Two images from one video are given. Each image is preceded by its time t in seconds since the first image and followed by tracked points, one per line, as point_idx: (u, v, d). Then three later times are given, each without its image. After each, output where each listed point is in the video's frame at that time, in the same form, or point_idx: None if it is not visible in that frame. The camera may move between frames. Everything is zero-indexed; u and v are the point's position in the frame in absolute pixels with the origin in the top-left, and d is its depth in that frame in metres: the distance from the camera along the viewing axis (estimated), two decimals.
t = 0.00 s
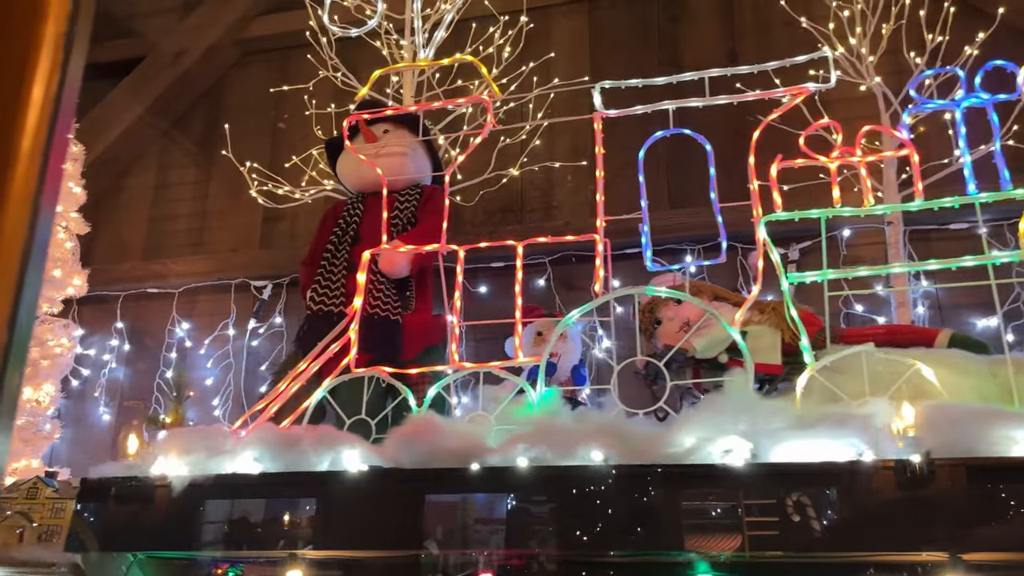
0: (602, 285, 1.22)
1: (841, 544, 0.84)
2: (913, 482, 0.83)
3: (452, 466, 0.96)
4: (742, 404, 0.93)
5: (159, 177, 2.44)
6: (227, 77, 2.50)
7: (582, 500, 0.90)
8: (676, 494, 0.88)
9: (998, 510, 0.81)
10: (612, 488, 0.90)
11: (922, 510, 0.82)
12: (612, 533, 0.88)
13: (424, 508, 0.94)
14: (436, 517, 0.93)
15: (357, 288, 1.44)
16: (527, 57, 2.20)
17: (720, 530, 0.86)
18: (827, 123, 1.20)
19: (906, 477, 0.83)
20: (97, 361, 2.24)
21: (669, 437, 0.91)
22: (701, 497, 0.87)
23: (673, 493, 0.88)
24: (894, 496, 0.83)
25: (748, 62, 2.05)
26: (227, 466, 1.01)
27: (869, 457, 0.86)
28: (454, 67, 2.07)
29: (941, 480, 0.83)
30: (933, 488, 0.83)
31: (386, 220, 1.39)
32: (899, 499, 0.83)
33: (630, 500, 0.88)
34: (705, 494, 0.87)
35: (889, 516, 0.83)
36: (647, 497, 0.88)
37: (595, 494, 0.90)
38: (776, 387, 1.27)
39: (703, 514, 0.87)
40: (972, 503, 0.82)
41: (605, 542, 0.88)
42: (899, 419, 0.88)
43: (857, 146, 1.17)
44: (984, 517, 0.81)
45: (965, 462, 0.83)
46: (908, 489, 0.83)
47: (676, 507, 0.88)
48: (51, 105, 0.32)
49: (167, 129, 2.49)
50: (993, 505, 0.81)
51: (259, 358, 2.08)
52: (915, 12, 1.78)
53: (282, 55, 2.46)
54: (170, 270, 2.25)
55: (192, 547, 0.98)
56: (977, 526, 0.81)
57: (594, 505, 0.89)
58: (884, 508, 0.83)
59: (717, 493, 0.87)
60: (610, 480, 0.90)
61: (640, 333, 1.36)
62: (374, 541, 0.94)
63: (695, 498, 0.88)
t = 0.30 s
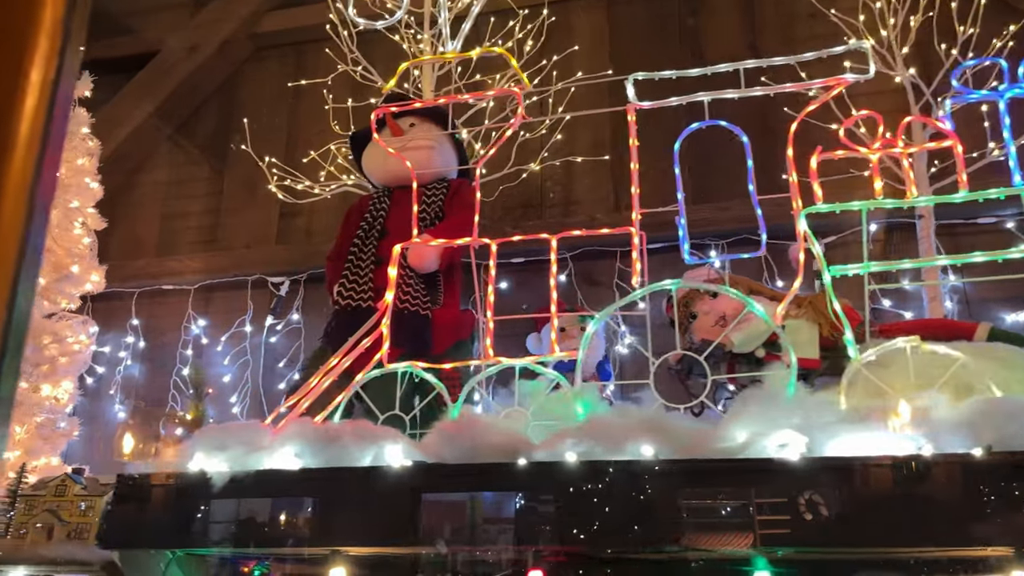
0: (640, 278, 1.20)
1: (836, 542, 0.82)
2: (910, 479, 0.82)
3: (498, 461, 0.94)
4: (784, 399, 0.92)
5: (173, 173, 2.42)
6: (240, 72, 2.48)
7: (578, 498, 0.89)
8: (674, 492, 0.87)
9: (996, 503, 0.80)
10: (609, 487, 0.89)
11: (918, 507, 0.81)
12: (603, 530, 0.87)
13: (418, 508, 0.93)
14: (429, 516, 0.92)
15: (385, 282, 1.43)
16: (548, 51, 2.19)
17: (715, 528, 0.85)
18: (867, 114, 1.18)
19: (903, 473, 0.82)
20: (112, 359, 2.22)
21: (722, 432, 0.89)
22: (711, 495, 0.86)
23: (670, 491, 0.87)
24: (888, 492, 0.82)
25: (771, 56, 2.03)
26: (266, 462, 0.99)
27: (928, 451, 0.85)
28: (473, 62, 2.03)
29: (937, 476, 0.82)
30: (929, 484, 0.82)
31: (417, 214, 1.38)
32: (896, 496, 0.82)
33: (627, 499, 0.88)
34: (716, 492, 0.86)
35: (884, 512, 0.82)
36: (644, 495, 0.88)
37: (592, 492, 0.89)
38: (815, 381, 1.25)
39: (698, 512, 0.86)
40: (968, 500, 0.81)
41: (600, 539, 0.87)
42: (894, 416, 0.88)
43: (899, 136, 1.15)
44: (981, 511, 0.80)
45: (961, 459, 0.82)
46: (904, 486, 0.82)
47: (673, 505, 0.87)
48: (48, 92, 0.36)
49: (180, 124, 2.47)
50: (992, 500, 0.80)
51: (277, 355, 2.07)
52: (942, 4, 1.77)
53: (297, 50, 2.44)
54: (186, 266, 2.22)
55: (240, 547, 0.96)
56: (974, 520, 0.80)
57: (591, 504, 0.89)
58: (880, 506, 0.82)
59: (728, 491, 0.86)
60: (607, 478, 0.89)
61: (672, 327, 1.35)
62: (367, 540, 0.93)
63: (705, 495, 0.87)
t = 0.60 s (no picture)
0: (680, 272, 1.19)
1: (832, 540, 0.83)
2: (906, 477, 0.82)
3: (549, 456, 0.92)
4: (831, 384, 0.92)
5: (188, 169, 2.40)
6: (255, 67, 2.46)
7: (575, 497, 0.89)
8: (669, 489, 0.88)
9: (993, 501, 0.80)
10: (605, 484, 0.89)
11: (913, 504, 0.82)
12: (597, 526, 0.88)
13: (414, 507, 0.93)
14: (424, 515, 0.92)
15: (415, 277, 1.41)
16: (569, 45, 2.17)
17: (710, 527, 0.86)
18: (911, 104, 1.16)
19: (899, 471, 0.83)
20: (128, 355, 2.20)
21: (779, 425, 0.88)
22: (720, 493, 0.87)
23: (666, 488, 0.88)
24: (882, 491, 0.83)
25: (794, 50, 2.02)
26: (311, 457, 0.98)
27: (991, 445, 0.84)
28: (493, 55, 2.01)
29: (932, 473, 0.82)
30: (924, 482, 0.82)
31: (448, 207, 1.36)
32: (891, 492, 0.83)
33: (625, 497, 0.88)
34: (723, 491, 0.86)
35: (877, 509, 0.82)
36: (639, 494, 0.88)
37: (589, 490, 0.89)
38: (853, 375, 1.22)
39: (692, 508, 0.87)
40: (964, 498, 0.81)
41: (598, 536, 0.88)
42: (890, 412, 0.89)
43: (943, 128, 1.14)
44: (977, 508, 0.80)
45: (955, 457, 0.82)
46: (898, 485, 0.83)
47: (670, 503, 0.87)
48: (47, 82, 0.42)
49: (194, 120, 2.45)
50: (988, 497, 0.80)
51: (296, 351, 2.05)
52: None
53: (312, 44, 2.42)
54: (202, 262, 2.20)
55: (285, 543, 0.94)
56: (973, 518, 0.80)
57: (587, 502, 0.89)
58: (873, 503, 0.83)
59: (736, 490, 0.86)
60: (603, 475, 0.89)
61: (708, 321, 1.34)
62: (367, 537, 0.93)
63: (713, 493, 0.87)
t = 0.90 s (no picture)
0: (722, 264, 1.17)
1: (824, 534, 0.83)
2: (898, 473, 0.81)
3: (602, 450, 0.90)
4: (871, 384, 0.92)
5: (202, 163, 2.38)
6: (269, 60, 2.44)
7: (570, 494, 0.89)
8: (664, 486, 0.87)
9: (980, 497, 0.79)
10: (600, 481, 0.88)
11: (906, 501, 0.81)
12: (587, 522, 0.88)
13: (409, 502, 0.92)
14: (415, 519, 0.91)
15: (447, 270, 1.39)
16: (589, 37, 2.15)
17: (705, 523, 0.85)
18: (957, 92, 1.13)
19: (891, 466, 0.81)
20: (144, 351, 2.17)
21: (838, 417, 0.86)
22: (731, 490, 0.85)
23: (661, 485, 0.87)
24: (872, 487, 0.82)
25: (818, 41, 2.00)
26: (357, 451, 0.96)
27: None
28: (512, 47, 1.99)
29: (925, 470, 0.81)
30: (916, 479, 0.81)
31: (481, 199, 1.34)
32: (882, 488, 0.81)
33: (618, 494, 0.87)
34: (735, 487, 0.85)
35: (869, 506, 0.81)
36: (634, 491, 0.87)
37: (583, 487, 0.89)
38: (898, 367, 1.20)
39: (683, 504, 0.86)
40: (956, 494, 0.79)
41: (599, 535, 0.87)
42: (883, 406, 0.89)
43: (991, 117, 1.11)
44: (968, 504, 0.79)
45: (948, 455, 0.80)
46: (891, 481, 0.81)
47: (665, 500, 0.86)
48: (30, 82, 0.37)
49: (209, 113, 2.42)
50: (972, 490, 0.79)
51: (316, 346, 2.04)
52: None
53: (327, 37, 2.39)
54: (219, 256, 2.18)
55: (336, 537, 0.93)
56: (965, 515, 0.79)
57: (581, 499, 0.88)
58: (867, 498, 0.81)
59: (749, 486, 0.85)
60: (598, 472, 0.89)
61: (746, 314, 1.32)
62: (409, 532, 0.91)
63: (724, 490, 0.85)
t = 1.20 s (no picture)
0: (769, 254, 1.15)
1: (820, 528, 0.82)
2: (892, 467, 0.81)
3: (660, 443, 0.88)
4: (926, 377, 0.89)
5: (219, 156, 2.35)
6: (285, 52, 2.41)
7: (565, 490, 0.88)
8: (658, 481, 0.87)
9: (972, 489, 0.79)
10: (595, 476, 0.88)
11: (902, 494, 0.80)
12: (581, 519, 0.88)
13: (411, 496, 0.91)
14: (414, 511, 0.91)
15: (483, 261, 1.38)
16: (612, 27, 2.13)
17: (704, 517, 0.85)
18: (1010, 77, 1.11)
19: (885, 460, 0.81)
20: (163, 345, 2.15)
21: (904, 408, 0.86)
22: (743, 484, 0.84)
23: (657, 481, 0.87)
24: (863, 482, 0.81)
25: (844, 30, 1.98)
26: (409, 444, 0.95)
27: None
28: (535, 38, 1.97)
29: (918, 464, 0.80)
30: (910, 473, 0.81)
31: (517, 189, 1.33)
32: (876, 483, 0.81)
33: (613, 490, 0.87)
34: (747, 481, 0.84)
35: (864, 501, 0.81)
36: (629, 486, 0.87)
37: (578, 482, 0.88)
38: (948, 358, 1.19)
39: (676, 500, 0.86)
40: (951, 486, 0.79)
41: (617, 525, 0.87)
42: (877, 405, 0.88)
43: None
44: (961, 496, 0.79)
45: (940, 446, 0.80)
46: (886, 475, 0.81)
47: (659, 495, 0.86)
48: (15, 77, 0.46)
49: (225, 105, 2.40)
50: (986, 483, 0.79)
51: (338, 340, 2.02)
52: None
53: (344, 28, 2.37)
54: (238, 250, 2.16)
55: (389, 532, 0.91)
56: (960, 508, 0.79)
57: (577, 495, 0.88)
58: (863, 492, 0.81)
59: (761, 480, 0.84)
60: (593, 468, 0.88)
61: (789, 306, 1.31)
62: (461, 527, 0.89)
63: (736, 484, 0.85)
